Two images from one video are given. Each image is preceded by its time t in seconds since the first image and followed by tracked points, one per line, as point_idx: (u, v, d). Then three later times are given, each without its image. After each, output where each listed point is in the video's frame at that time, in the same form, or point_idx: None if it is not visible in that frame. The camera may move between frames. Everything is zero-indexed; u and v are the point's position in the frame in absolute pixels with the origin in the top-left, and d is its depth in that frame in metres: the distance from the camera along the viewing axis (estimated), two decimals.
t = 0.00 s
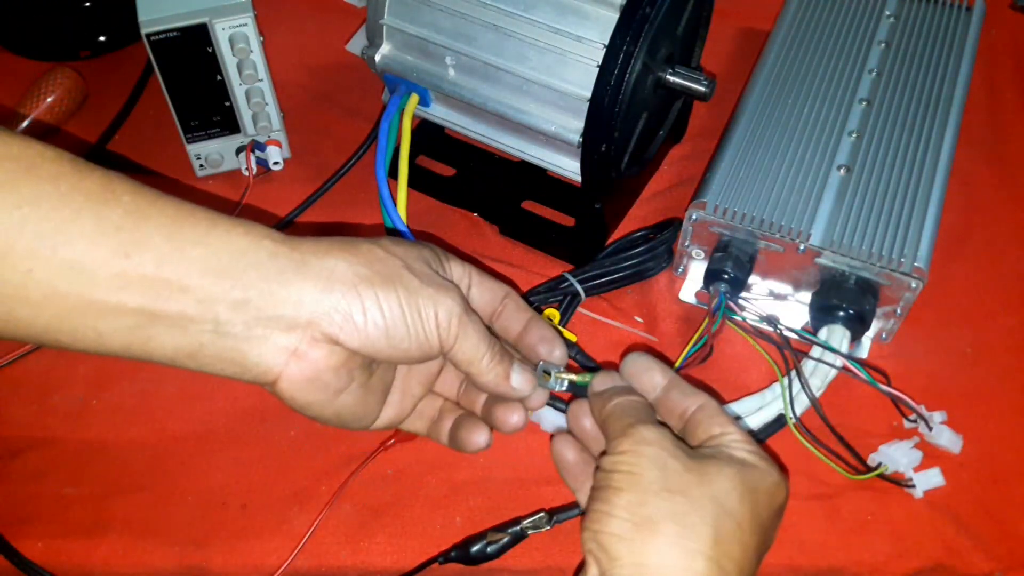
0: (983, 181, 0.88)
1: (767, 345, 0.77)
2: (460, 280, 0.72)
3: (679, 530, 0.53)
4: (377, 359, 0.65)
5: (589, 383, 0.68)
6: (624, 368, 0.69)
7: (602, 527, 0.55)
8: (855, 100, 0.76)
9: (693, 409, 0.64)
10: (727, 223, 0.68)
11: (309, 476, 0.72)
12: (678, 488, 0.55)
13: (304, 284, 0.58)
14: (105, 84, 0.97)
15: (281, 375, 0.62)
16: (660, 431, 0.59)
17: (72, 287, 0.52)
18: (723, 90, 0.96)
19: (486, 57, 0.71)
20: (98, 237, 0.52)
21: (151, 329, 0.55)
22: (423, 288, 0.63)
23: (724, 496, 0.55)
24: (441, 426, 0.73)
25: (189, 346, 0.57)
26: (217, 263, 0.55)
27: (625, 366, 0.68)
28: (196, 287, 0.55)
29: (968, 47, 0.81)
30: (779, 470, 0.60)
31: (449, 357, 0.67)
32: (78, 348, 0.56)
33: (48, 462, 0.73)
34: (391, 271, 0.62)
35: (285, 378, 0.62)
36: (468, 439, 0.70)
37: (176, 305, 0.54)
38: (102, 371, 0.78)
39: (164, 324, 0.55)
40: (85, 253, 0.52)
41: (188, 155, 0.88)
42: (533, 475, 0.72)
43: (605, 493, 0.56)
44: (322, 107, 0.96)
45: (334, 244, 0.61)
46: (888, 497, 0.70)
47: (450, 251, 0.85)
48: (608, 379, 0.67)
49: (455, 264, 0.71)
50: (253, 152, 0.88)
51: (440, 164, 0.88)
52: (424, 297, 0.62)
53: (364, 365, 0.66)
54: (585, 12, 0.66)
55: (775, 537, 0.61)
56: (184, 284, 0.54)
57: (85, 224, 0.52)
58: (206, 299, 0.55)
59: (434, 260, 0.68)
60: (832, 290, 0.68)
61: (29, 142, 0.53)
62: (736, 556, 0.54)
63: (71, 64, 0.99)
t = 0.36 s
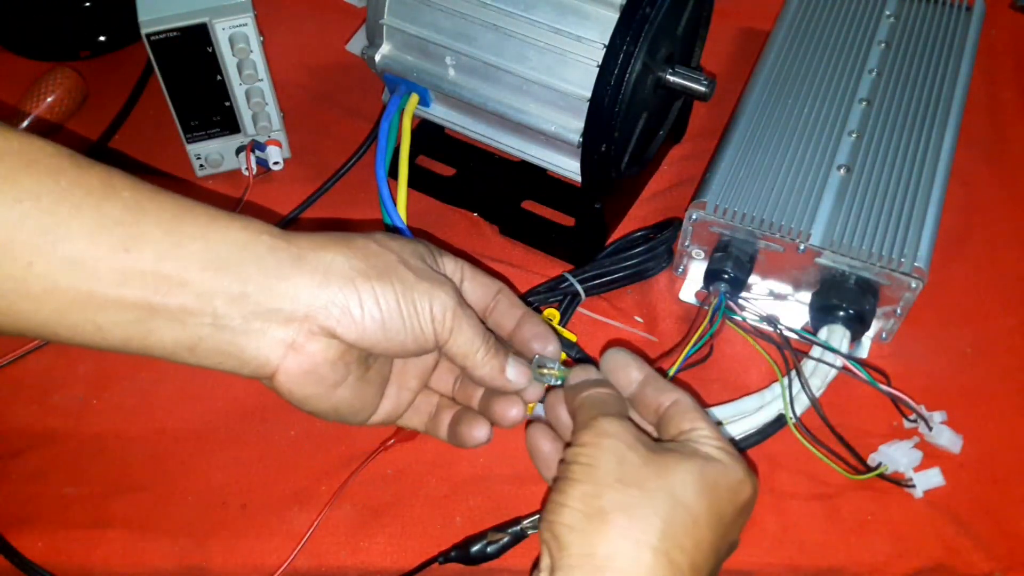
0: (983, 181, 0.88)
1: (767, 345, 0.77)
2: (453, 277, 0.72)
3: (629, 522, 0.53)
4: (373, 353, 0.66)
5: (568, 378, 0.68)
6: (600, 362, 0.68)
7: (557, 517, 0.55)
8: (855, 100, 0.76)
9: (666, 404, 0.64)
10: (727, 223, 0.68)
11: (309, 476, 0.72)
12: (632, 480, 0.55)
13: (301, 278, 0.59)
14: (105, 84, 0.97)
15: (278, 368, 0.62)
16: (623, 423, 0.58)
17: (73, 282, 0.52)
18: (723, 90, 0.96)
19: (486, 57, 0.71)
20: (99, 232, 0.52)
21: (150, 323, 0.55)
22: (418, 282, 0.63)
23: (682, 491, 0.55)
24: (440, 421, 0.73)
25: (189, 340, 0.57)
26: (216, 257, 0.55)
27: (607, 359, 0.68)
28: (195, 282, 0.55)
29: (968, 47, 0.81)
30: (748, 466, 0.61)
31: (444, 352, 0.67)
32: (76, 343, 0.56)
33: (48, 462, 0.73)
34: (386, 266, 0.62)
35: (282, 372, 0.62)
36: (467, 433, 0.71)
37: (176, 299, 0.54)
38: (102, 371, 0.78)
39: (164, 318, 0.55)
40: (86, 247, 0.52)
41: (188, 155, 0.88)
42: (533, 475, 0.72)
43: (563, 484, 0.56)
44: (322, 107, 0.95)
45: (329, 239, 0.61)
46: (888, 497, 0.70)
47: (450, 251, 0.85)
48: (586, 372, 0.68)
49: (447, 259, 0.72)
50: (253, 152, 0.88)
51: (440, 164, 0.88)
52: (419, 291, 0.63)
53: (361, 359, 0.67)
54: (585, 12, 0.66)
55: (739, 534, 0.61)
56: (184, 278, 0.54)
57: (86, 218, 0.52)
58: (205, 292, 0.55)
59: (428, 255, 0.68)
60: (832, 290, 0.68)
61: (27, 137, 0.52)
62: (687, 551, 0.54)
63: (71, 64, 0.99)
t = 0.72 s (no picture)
0: (983, 180, 0.88)
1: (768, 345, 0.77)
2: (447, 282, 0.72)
3: (626, 523, 0.53)
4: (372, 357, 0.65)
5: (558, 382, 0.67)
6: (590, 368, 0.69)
7: (552, 515, 0.55)
8: (855, 101, 0.76)
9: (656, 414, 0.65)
10: (727, 223, 0.68)
11: (308, 476, 0.72)
12: (629, 482, 0.55)
13: (302, 283, 0.58)
14: (105, 83, 0.97)
15: (279, 372, 0.62)
16: (619, 428, 0.59)
17: (80, 284, 0.52)
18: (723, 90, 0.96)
19: (486, 57, 0.71)
20: (106, 235, 0.52)
21: (155, 325, 0.55)
22: (416, 286, 0.63)
23: (675, 497, 0.55)
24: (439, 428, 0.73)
25: (190, 344, 0.57)
26: (219, 262, 0.55)
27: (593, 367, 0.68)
28: (199, 285, 0.55)
29: (968, 47, 0.81)
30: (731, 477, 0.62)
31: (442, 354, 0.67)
32: (81, 347, 0.55)
33: (47, 462, 0.73)
34: (384, 269, 0.62)
35: (283, 376, 0.62)
36: (466, 436, 0.70)
37: (180, 301, 0.54)
38: (102, 371, 0.78)
39: (167, 322, 0.55)
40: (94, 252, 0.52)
41: (188, 155, 0.88)
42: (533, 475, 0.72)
43: (558, 482, 0.56)
44: (321, 107, 0.96)
45: (326, 245, 0.61)
46: (888, 497, 0.70)
47: (450, 251, 0.85)
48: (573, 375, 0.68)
49: (443, 265, 0.71)
50: (253, 152, 0.88)
51: (440, 164, 0.88)
52: (416, 295, 0.62)
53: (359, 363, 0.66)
54: (584, 13, 0.66)
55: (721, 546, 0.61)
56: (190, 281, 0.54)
57: (94, 222, 0.52)
58: (208, 296, 0.55)
59: (424, 260, 0.68)
60: (833, 289, 0.68)
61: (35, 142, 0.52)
62: (679, 555, 0.54)
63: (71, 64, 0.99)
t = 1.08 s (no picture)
0: (984, 180, 0.88)
1: (768, 345, 0.77)
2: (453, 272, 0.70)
3: (620, 557, 0.53)
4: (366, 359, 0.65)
5: (552, 392, 0.68)
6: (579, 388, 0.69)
7: (546, 543, 0.54)
8: (855, 101, 0.76)
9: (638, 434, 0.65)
10: (727, 223, 0.68)
11: (308, 475, 0.72)
12: (623, 515, 0.55)
13: (295, 290, 0.58)
14: (105, 83, 0.97)
15: (271, 369, 0.63)
16: (610, 455, 0.59)
17: (72, 278, 0.52)
18: (723, 90, 0.96)
19: (486, 57, 0.71)
20: (99, 231, 0.51)
21: (149, 318, 0.56)
22: (413, 292, 0.62)
23: (662, 529, 0.56)
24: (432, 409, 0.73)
25: (184, 337, 0.58)
26: (212, 262, 0.55)
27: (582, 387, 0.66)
28: (192, 286, 0.54)
29: (968, 47, 0.81)
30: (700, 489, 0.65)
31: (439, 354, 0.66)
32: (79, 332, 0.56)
33: (47, 462, 0.73)
34: (382, 275, 0.61)
35: (275, 373, 0.63)
36: (458, 430, 0.71)
37: (171, 297, 0.54)
38: (102, 371, 0.78)
39: (161, 317, 0.56)
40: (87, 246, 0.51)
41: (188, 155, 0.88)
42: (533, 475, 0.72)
43: (549, 508, 0.56)
44: (322, 107, 0.96)
45: (324, 247, 0.60)
46: (888, 497, 0.70)
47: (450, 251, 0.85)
48: (569, 394, 0.67)
49: (450, 253, 0.69)
50: (253, 152, 0.88)
51: (440, 164, 0.88)
52: (412, 302, 0.62)
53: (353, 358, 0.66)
54: (585, 12, 0.66)
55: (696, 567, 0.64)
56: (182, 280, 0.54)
57: (87, 217, 0.51)
58: (200, 296, 0.55)
59: (427, 255, 0.66)
60: (833, 290, 0.68)
61: (32, 133, 0.52)
62: None
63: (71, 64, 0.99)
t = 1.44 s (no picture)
0: (984, 180, 0.88)
1: (767, 345, 0.77)
2: (456, 272, 0.70)
3: (625, 568, 0.54)
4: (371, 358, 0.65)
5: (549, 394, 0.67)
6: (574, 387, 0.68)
7: (553, 552, 0.55)
8: (855, 101, 0.76)
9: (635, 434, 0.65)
10: (727, 223, 0.68)
11: (309, 475, 0.72)
12: (629, 525, 0.56)
13: (303, 287, 0.57)
14: (105, 83, 0.97)
15: (275, 362, 0.63)
16: (614, 462, 0.59)
17: (80, 270, 0.51)
18: (723, 90, 0.96)
19: (486, 57, 0.71)
20: (108, 222, 0.51)
21: (155, 310, 0.55)
22: (420, 293, 0.62)
23: (664, 537, 0.57)
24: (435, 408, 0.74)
25: (190, 329, 0.58)
26: (218, 255, 0.54)
27: (577, 384, 0.65)
28: (200, 280, 0.54)
29: (968, 47, 0.81)
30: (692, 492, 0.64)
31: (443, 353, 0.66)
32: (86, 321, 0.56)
33: (47, 462, 0.73)
34: (389, 275, 0.61)
35: (279, 366, 0.63)
36: (456, 426, 0.71)
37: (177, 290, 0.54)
38: (102, 371, 0.78)
39: (168, 309, 0.55)
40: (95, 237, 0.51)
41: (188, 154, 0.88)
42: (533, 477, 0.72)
43: (555, 515, 0.56)
44: (322, 107, 0.96)
45: (332, 245, 0.59)
46: (888, 497, 0.70)
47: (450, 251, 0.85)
48: (566, 394, 0.66)
49: (455, 253, 0.69)
50: (253, 152, 0.88)
51: (440, 164, 0.88)
52: (418, 303, 0.61)
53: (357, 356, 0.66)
54: (585, 13, 0.66)
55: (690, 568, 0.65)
56: (189, 273, 0.53)
57: (96, 207, 0.51)
58: (207, 290, 0.55)
59: (434, 255, 0.66)
60: (833, 290, 0.68)
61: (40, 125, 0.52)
62: None
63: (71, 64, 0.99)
